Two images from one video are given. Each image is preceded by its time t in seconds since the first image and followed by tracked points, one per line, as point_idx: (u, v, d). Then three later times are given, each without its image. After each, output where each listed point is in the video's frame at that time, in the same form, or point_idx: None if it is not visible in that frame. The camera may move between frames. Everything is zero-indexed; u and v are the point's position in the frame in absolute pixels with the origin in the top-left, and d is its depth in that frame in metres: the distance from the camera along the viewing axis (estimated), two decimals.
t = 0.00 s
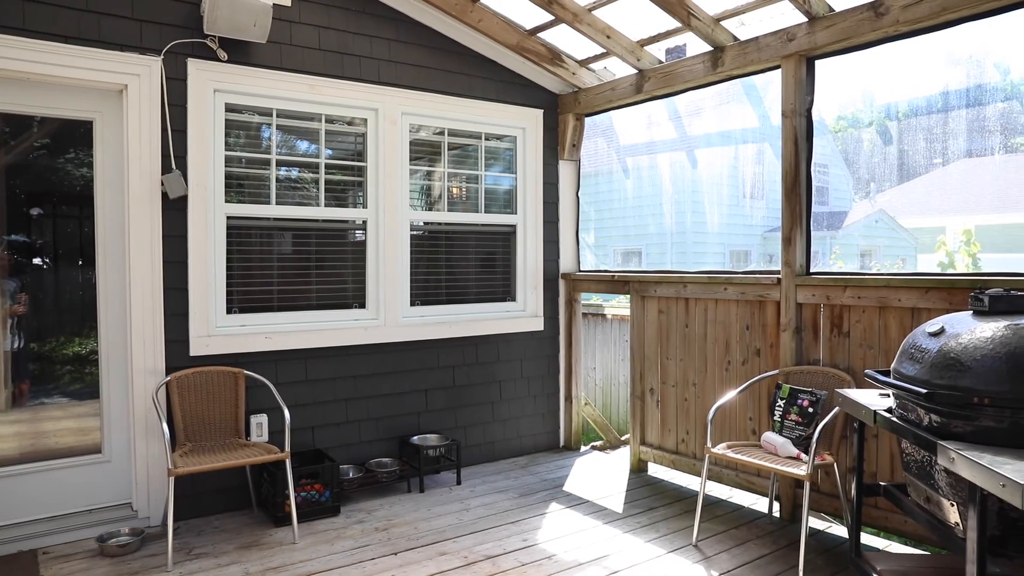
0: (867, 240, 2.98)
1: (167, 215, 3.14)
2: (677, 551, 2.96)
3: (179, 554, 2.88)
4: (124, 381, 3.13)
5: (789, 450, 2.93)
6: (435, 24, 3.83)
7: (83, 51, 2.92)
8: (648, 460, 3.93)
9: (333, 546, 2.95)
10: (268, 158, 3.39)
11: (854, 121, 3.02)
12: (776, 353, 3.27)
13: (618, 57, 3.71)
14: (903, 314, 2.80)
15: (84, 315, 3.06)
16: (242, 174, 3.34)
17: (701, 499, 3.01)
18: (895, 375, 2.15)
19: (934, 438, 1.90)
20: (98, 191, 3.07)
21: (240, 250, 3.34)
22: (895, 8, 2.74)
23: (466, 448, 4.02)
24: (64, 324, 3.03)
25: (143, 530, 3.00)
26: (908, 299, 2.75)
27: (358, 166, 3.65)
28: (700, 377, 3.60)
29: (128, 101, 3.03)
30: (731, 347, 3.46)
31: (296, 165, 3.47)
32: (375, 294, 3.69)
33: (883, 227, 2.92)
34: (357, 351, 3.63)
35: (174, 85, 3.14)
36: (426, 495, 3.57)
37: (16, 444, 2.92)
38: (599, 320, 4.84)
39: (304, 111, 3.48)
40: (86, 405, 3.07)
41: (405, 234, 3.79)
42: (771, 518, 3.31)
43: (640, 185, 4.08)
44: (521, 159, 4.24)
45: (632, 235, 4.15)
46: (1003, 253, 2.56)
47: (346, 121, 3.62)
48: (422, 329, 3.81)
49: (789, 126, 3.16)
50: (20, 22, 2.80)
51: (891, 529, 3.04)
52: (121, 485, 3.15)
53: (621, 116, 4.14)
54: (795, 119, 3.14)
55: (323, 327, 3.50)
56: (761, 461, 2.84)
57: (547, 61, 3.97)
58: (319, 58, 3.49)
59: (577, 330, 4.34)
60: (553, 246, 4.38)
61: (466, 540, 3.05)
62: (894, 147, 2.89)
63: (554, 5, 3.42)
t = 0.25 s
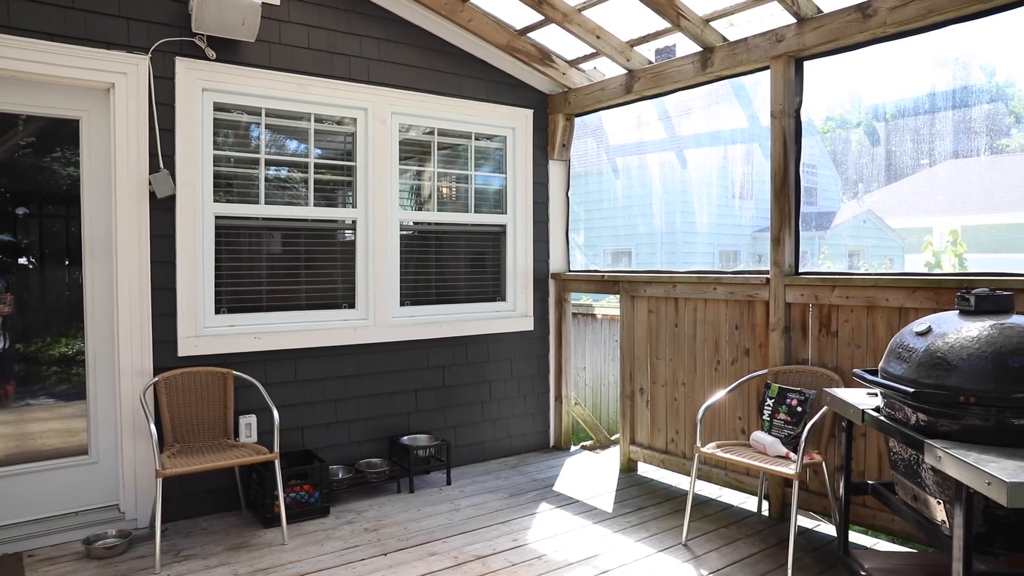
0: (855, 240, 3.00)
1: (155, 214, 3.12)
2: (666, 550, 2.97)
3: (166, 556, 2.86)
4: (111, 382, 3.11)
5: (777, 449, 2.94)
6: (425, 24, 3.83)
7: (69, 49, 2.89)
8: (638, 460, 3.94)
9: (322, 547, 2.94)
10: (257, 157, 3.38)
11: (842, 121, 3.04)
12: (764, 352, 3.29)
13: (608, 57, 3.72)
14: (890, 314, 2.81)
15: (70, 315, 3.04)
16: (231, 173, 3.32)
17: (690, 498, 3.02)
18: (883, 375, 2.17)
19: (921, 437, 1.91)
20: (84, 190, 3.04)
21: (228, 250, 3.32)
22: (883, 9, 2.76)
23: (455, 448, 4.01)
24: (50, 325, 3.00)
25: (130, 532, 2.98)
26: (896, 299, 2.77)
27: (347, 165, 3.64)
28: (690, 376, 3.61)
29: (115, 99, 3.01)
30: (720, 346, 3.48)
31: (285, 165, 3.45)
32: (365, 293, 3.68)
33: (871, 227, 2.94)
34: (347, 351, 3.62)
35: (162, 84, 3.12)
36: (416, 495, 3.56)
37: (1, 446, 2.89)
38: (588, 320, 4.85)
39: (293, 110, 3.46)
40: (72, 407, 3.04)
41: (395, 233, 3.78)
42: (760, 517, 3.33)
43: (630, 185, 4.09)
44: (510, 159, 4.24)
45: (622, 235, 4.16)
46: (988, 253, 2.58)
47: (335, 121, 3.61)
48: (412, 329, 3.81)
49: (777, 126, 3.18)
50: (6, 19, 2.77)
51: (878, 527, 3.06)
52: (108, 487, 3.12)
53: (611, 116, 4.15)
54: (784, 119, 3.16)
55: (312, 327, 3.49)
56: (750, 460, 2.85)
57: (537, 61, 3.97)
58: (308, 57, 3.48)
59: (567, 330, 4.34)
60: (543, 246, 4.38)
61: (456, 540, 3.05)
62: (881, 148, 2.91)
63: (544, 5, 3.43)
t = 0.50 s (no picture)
0: (846, 240, 3.01)
1: (145, 214, 3.10)
2: (658, 550, 2.97)
3: (156, 557, 2.84)
4: (101, 383, 3.09)
5: (768, 449, 2.95)
6: (417, 23, 3.82)
7: (57, 48, 2.87)
8: (629, 460, 3.95)
9: (314, 548, 2.93)
10: (248, 157, 3.37)
11: (832, 122, 3.05)
12: (755, 352, 3.30)
13: (599, 57, 3.72)
14: (880, 314, 2.83)
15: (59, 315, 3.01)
16: (221, 173, 3.31)
17: (682, 498, 3.02)
18: (873, 374, 2.18)
19: (910, 436, 1.92)
20: (73, 190, 3.02)
21: (219, 250, 3.30)
22: (872, 11, 2.78)
23: (447, 449, 4.01)
24: (38, 325, 2.98)
25: (120, 534, 2.96)
26: (885, 299, 2.78)
27: (339, 165, 3.63)
28: (681, 376, 3.62)
29: (104, 98, 2.99)
30: (711, 346, 3.49)
31: (276, 164, 3.44)
32: (356, 293, 3.67)
33: (861, 227, 2.96)
34: (338, 352, 3.61)
35: (152, 83, 3.10)
36: (408, 496, 3.56)
37: None
38: (580, 320, 4.85)
39: (284, 110, 3.45)
40: (60, 408, 3.02)
41: (386, 234, 3.77)
42: (751, 516, 3.34)
43: (621, 185, 4.10)
44: (502, 159, 4.24)
45: (613, 235, 4.17)
46: (977, 252, 2.60)
47: (327, 120, 3.60)
48: (403, 329, 3.80)
49: (768, 127, 3.19)
50: None
51: (868, 526, 3.07)
52: (97, 488, 3.10)
53: (603, 116, 4.15)
54: (775, 120, 3.17)
55: (303, 328, 3.48)
56: (741, 460, 2.86)
57: (529, 61, 3.97)
58: (299, 56, 3.47)
59: (559, 330, 4.35)
60: (534, 246, 4.38)
61: (447, 540, 3.04)
62: (871, 148, 2.92)
63: (536, 5, 3.43)
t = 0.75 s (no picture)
0: (835, 240, 3.03)
1: (133, 213, 3.08)
2: (649, 549, 2.98)
3: (145, 559, 2.82)
4: (88, 383, 3.07)
5: (758, 448, 2.96)
6: (407, 23, 3.82)
7: (44, 46, 2.85)
8: (620, 459, 3.96)
9: (304, 549, 2.92)
10: (237, 157, 3.35)
11: (821, 123, 3.07)
12: (745, 352, 3.31)
13: (590, 57, 3.73)
14: (869, 313, 2.85)
15: (46, 316, 2.99)
16: (211, 173, 3.29)
17: (672, 497, 3.03)
18: (862, 373, 2.19)
19: (899, 435, 1.93)
20: (60, 189, 3.00)
21: (208, 250, 3.29)
22: (861, 12, 2.79)
23: (438, 449, 4.01)
24: (24, 326, 2.95)
25: (108, 536, 2.94)
26: (874, 298, 2.80)
27: (329, 165, 3.62)
28: (671, 376, 3.63)
29: (92, 97, 2.97)
30: (701, 346, 3.50)
31: (266, 164, 3.43)
32: (346, 294, 3.66)
33: (850, 228, 2.97)
34: (328, 352, 3.60)
35: (140, 82, 3.08)
36: (398, 496, 3.55)
37: None
38: (571, 320, 4.86)
39: (274, 110, 3.44)
40: (48, 409, 3.00)
41: (377, 234, 3.76)
42: (741, 515, 3.35)
43: (612, 185, 4.11)
44: (493, 159, 4.24)
45: (604, 235, 4.17)
46: (964, 252, 2.61)
47: (317, 120, 3.59)
48: (394, 329, 3.79)
49: (758, 127, 3.20)
50: None
51: (857, 525, 3.09)
52: (84, 490, 3.08)
53: (594, 116, 4.16)
54: (764, 121, 3.18)
55: (293, 328, 3.47)
56: (731, 459, 2.87)
57: (519, 61, 3.97)
58: (289, 56, 3.46)
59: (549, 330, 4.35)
60: (525, 246, 4.39)
61: (438, 541, 3.04)
62: (860, 149, 2.94)
63: (526, 5, 3.43)
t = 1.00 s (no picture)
0: (826, 240, 3.04)
1: (123, 213, 3.06)
2: (640, 549, 2.98)
3: (135, 561, 2.81)
4: (77, 384, 3.05)
5: (749, 447, 2.97)
6: (399, 23, 3.81)
7: (32, 44, 2.83)
8: (612, 459, 3.96)
9: (295, 550, 2.91)
10: (228, 156, 3.34)
11: (812, 123, 3.08)
12: (736, 352, 3.32)
13: (581, 57, 3.73)
14: (859, 313, 2.86)
15: (34, 317, 2.97)
16: (201, 173, 3.28)
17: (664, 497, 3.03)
18: (851, 373, 2.20)
19: (888, 434, 1.94)
20: (49, 189, 2.98)
21: (198, 250, 3.27)
22: (851, 14, 2.81)
23: (429, 449, 4.00)
24: (12, 326, 2.93)
25: (97, 538, 2.92)
26: (864, 298, 2.81)
27: (320, 165, 3.61)
28: (663, 375, 3.63)
29: (81, 96, 2.95)
30: (693, 346, 3.51)
31: (257, 164, 3.42)
32: (338, 294, 3.65)
33: (840, 228, 2.99)
34: (320, 352, 3.59)
35: (130, 81, 3.06)
36: (390, 496, 3.55)
37: None
38: (562, 320, 4.86)
39: (265, 109, 3.43)
40: (36, 410, 2.98)
41: (368, 234, 3.75)
42: (732, 514, 3.36)
43: (603, 185, 4.11)
44: (484, 159, 4.23)
45: (595, 235, 4.18)
46: (953, 252, 2.63)
47: (308, 120, 3.58)
48: (385, 330, 3.79)
49: (749, 127, 3.21)
50: None
51: (847, 523, 3.10)
52: (73, 492, 3.06)
53: (585, 116, 4.16)
54: (755, 121, 3.19)
55: (284, 328, 3.46)
56: (722, 458, 2.88)
57: (511, 61, 3.97)
58: (280, 55, 3.45)
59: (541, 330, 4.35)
60: (517, 246, 4.39)
61: (430, 541, 3.04)
62: (850, 149, 2.95)
63: (517, 5, 3.43)
